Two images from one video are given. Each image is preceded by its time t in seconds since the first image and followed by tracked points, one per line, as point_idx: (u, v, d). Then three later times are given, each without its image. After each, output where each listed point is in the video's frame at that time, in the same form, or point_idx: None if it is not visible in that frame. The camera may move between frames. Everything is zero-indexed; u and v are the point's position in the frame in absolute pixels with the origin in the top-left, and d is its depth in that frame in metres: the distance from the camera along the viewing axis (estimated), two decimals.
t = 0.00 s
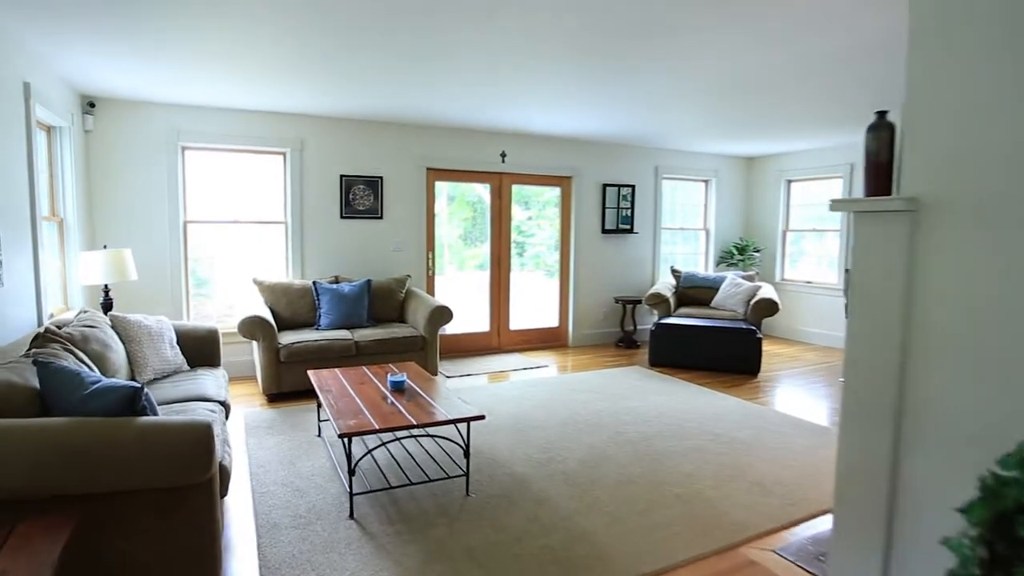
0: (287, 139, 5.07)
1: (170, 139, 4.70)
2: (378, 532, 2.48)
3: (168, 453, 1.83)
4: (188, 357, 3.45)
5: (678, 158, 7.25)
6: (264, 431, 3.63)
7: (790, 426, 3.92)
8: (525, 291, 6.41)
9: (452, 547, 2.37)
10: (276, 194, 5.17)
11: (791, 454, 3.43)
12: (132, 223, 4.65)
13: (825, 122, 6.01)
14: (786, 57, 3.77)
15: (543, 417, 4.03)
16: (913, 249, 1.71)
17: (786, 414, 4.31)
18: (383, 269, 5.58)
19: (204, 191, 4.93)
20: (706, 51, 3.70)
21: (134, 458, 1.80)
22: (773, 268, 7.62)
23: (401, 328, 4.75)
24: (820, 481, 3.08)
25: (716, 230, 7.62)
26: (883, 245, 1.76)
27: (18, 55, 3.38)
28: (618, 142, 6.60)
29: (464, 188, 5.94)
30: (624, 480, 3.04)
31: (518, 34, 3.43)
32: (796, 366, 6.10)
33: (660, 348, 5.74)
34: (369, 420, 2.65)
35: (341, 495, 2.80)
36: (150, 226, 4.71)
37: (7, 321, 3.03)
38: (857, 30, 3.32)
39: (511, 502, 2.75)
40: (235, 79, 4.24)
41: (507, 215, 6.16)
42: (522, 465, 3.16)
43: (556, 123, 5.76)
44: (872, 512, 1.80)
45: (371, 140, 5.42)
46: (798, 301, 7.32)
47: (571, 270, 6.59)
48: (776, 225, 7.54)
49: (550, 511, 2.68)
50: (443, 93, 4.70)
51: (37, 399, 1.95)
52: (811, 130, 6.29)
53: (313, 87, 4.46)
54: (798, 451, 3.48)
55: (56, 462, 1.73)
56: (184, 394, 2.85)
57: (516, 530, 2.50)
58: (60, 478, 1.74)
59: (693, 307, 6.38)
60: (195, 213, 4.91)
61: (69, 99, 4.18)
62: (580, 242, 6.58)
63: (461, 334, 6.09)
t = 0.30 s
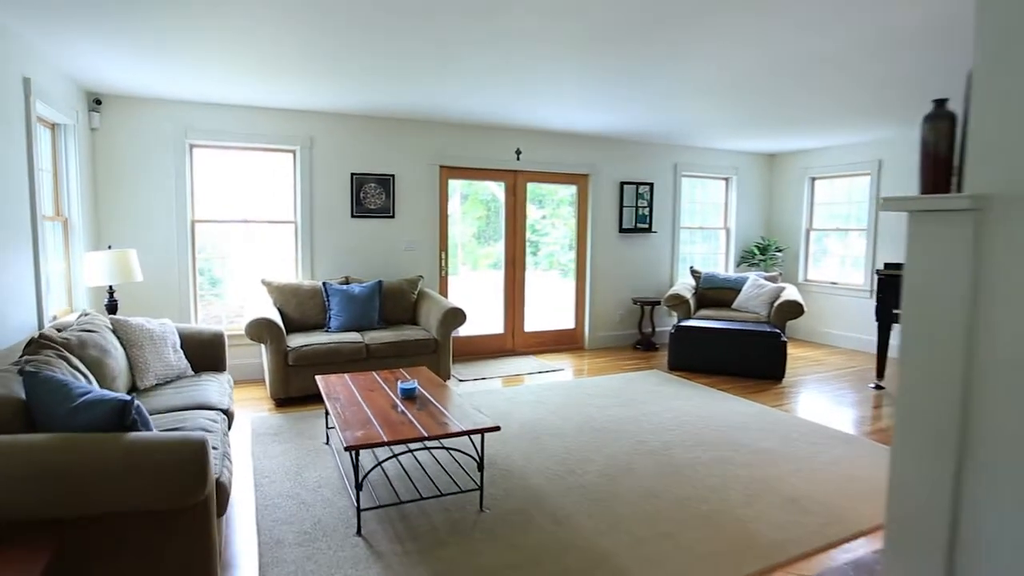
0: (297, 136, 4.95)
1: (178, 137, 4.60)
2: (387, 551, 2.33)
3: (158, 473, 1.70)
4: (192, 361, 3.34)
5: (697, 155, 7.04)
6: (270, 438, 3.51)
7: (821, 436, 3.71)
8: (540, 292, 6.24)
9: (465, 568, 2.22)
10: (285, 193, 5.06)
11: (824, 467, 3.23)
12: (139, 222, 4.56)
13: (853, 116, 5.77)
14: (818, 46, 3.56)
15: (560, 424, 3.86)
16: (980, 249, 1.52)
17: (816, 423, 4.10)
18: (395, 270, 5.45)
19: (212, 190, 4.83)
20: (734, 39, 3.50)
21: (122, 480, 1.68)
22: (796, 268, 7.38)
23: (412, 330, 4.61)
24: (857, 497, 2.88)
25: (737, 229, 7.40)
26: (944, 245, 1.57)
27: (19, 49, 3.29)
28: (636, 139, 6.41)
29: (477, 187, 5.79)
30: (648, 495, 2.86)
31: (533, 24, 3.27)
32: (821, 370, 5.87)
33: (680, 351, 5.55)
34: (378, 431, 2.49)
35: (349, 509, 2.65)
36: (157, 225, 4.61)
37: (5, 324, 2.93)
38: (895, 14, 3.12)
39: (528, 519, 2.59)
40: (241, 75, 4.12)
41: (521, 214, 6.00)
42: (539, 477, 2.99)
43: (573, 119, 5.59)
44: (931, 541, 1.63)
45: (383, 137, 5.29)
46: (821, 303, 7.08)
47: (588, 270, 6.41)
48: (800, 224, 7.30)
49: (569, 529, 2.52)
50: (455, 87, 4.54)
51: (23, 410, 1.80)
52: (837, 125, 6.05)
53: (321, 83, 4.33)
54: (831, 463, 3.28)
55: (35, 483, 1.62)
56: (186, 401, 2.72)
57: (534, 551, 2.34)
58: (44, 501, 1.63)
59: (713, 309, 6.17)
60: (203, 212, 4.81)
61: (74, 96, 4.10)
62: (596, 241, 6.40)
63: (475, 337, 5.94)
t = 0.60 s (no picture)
0: (304, 134, 4.82)
1: (182, 135, 4.48)
2: (396, 570, 2.18)
3: (145, 492, 1.57)
4: (194, 366, 3.20)
5: (714, 152, 6.85)
6: (275, 445, 3.37)
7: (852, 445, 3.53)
8: (553, 294, 6.09)
9: None
10: (291, 192, 4.93)
11: (860, 479, 3.04)
12: (143, 223, 4.45)
13: (878, 111, 5.56)
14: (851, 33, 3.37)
15: (577, 430, 3.70)
16: None
17: (845, 431, 3.91)
18: (404, 270, 5.31)
19: (217, 189, 4.71)
20: (760, 28, 3.32)
21: (104, 500, 1.54)
22: (817, 269, 7.17)
23: (422, 333, 4.46)
24: (898, 513, 2.69)
25: (755, 228, 7.20)
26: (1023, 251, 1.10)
27: (17, 45, 3.17)
28: (651, 136, 6.23)
29: (487, 186, 5.62)
30: (673, 509, 2.69)
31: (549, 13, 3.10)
32: (845, 374, 5.67)
33: (698, 355, 5.36)
34: (386, 443, 2.34)
35: (355, 524, 2.51)
36: (161, 226, 4.50)
37: None
38: None
39: (547, 536, 2.43)
40: (246, 71, 4.00)
41: (533, 213, 5.84)
42: (556, 490, 2.83)
43: (587, 115, 5.42)
44: None
45: (392, 134, 5.15)
46: (843, 304, 6.87)
47: (601, 271, 6.24)
48: (820, 223, 7.10)
49: (591, 548, 2.35)
50: (466, 83, 4.39)
51: (5, 425, 1.67)
52: (862, 119, 5.84)
53: (328, 79, 4.19)
54: (867, 475, 3.09)
55: (10, 509, 1.48)
56: (185, 410, 2.59)
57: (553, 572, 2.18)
58: (21, 525, 1.49)
59: (732, 311, 5.98)
60: (207, 212, 4.69)
61: (75, 93, 3.98)
62: (611, 241, 6.22)
63: (486, 340, 5.78)
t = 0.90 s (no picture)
0: (309, 131, 4.70)
1: (183, 133, 4.36)
2: None
3: (129, 519, 1.42)
4: (193, 372, 3.06)
5: (729, 149, 6.68)
6: (277, 454, 3.22)
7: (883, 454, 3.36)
8: (564, 295, 5.93)
9: None
10: (295, 191, 4.80)
11: (894, 493, 2.86)
12: (144, 223, 4.33)
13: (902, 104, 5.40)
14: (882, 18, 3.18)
15: (592, 438, 3.54)
16: None
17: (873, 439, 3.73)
18: (410, 271, 5.16)
19: (221, 188, 4.59)
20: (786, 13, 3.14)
21: (84, 528, 1.40)
22: (836, 269, 7.01)
23: (429, 336, 4.31)
24: (939, 530, 2.52)
25: (771, 227, 7.03)
26: None
27: (12, 39, 3.05)
28: (665, 132, 6.07)
29: (493, 185, 5.47)
30: (697, 526, 2.52)
31: None
32: (867, 378, 5.49)
33: (714, 358, 5.19)
34: (393, 457, 2.18)
35: (361, 543, 2.36)
36: (163, 226, 4.38)
37: None
38: None
39: (564, 556, 2.27)
40: (249, 66, 3.87)
41: (544, 212, 5.69)
42: (573, 504, 2.67)
43: (601, 110, 5.26)
44: None
45: (398, 131, 5.01)
46: (863, 305, 6.72)
47: (613, 271, 6.07)
48: (839, 222, 6.94)
49: (611, 570, 2.19)
50: (475, 77, 4.24)
51: None
52: (884, 113, 5.65)
53: (334, 74, 4.06)
54: (901, 488, 2.91)
55: None
56: (181, 419, 2.43)
57: None
58: None
59: (749, 312, 5.80)
60: (210, 212, 4.57)
61: (74, 90, 3.86)
62: (623, 241, 6.06)
63: (495, 342, 5.63)
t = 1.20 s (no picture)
0: (311, 127, 4.56)
1: (180, 129, 4.22)
2: None
3: (101, 556, 1.27)
4: (187, 378, 2.90)
5: (742, 145, 6.52)
6: (275, 464, 3.07)
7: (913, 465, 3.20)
8: (572, 296, 5.77)
9: None
10: (297, 190, 4.65)
11: (929, 507, 2.70)
12: (141, 223, 4.19)
13: (924, 98, 5.24)
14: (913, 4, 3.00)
15: (605, 446, 3.38)
16: None
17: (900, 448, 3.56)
18: (415, 272, 5.01)
19: (220, 186, 4.45)
20: None
21: (49, 566, 1.25)
22: (853, 268, 6.88)
23: (434, 339, 4.16)
24: (982, 550, 2.35)
25: (784, 226, 6.88)
26: None
27: None
28: (677, 128, 5.91)
29: (497, 184, 5.30)
30: (722, 546, 2.36)
31: None
32: (886, 382, 5.31)
33: (729, 361, 5.03)
34: (398, 473, 2.02)
35: (363, 564, 2.20)
36: (161, 226, 4.24)
37: None
38: None
39: None
40: (249, 61, 3.74)
41: (552, 211, 5.53)
42: (588, 521, 2.52)
43: (612, 105, 5.10)
44: None
45: (402, 127, 4.86)
46: (881, 305, 6.61)
47: (623, 271, 5.91)
48: (855, 220, 6.81)
49: None
50: (482, 71, 4.08)
51: None
52: (904, 106, 5.49)
53: (338, 68, 3.92)
54: (936, 503, 2.74)
55: None
56: (172, 430, 2.27)
57: None
58: None
59: (763, 313, 5.63)
60: (208, 211, 4.43)
61: (66, 84, 3.72)
62: (633, 240, 5.90)
63: (502, 345, 5.47)
